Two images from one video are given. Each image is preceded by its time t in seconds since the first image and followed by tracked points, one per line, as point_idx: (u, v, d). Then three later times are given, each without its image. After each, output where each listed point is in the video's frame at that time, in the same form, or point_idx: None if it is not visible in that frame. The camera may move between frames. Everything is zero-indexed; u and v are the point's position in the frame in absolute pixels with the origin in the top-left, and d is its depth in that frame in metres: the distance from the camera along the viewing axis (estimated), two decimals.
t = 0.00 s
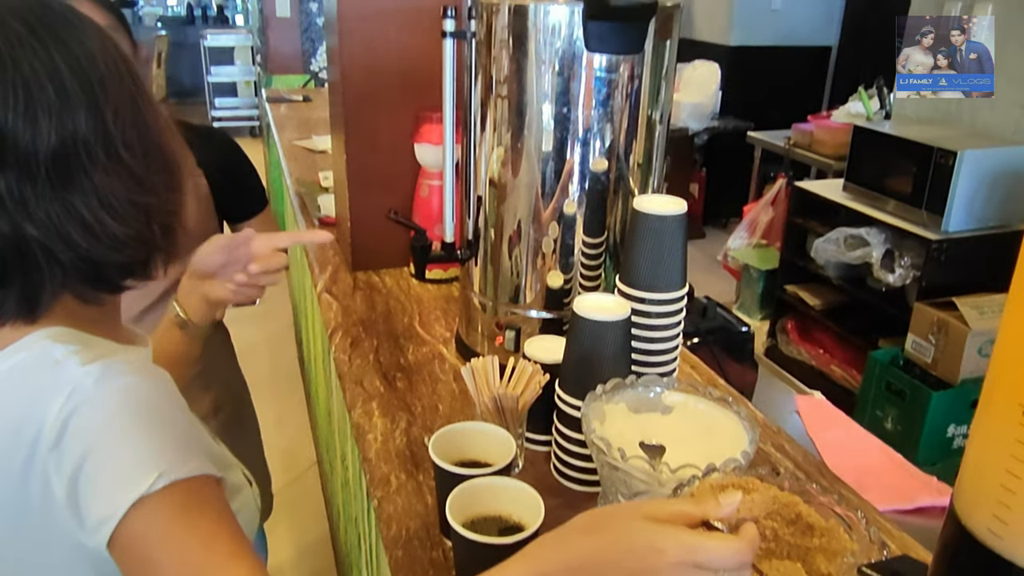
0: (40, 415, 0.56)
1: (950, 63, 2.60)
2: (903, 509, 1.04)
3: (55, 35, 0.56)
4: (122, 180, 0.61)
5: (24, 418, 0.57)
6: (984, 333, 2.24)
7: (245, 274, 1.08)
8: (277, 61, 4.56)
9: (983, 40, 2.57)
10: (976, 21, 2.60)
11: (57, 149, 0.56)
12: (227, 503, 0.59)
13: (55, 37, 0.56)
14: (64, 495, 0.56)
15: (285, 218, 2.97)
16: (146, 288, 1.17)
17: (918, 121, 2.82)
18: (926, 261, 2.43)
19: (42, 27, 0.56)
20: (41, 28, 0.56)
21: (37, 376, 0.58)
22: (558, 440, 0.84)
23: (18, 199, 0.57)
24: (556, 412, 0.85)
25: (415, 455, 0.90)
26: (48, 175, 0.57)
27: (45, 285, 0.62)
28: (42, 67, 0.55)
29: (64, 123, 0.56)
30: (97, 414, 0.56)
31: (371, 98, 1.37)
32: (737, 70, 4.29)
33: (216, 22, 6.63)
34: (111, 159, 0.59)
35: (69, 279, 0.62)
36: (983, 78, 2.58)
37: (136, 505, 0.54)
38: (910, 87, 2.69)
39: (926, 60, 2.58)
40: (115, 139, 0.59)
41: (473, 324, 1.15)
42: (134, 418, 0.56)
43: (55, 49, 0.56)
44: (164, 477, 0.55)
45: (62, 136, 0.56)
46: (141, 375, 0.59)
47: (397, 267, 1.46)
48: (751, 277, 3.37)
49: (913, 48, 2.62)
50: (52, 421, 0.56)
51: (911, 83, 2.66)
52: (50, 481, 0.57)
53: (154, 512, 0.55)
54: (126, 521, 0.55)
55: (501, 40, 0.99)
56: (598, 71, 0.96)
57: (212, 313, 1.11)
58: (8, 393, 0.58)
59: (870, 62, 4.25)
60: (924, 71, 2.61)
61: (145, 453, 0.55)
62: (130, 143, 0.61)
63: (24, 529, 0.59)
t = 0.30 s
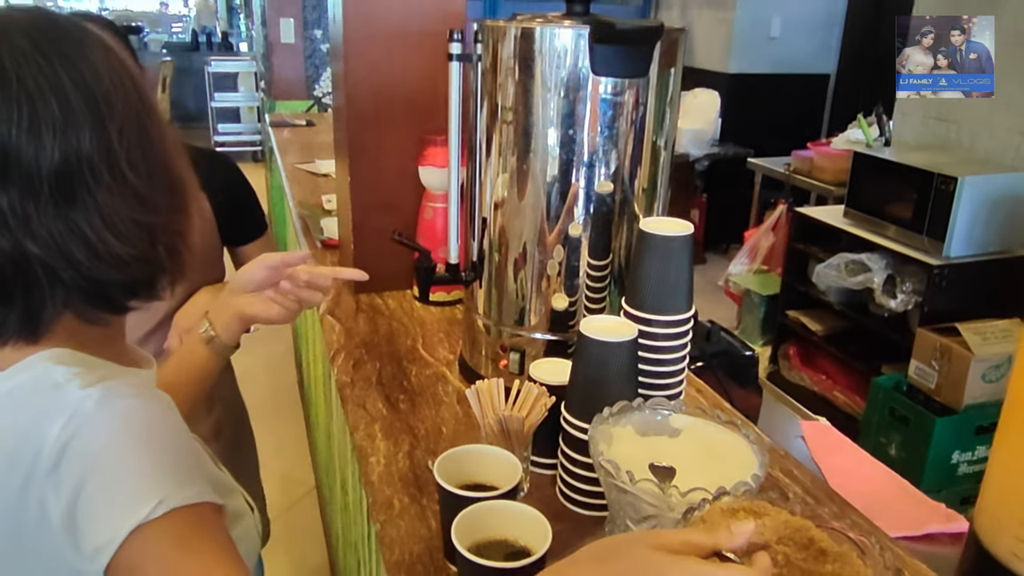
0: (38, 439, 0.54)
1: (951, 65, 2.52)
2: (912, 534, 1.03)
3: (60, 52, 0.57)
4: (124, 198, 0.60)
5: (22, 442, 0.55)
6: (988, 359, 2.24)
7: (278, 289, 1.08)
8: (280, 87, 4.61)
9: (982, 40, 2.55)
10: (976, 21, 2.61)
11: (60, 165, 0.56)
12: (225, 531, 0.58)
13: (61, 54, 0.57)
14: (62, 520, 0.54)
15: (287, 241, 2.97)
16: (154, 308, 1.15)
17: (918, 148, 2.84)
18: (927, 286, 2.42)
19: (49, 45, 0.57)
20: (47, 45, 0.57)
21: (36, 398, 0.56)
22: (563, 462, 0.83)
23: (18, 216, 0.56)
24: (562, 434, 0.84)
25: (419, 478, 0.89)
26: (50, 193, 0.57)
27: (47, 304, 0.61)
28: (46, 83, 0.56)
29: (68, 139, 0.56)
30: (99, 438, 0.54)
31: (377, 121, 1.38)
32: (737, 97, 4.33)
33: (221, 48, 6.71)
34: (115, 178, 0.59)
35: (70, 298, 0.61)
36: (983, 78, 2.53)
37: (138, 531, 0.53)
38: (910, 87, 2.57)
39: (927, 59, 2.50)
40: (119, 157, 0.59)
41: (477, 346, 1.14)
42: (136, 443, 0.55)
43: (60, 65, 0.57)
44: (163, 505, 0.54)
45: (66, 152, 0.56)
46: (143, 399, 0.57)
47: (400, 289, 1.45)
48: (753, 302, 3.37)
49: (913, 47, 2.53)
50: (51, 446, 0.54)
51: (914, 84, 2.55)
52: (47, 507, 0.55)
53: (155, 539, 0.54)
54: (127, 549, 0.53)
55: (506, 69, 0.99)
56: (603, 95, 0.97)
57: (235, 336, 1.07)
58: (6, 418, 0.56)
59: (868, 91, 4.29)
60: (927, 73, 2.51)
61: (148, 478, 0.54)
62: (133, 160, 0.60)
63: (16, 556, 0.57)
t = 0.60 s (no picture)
0: (42, 436, 0.54)
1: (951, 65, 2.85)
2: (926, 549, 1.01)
3: (74, 55, 0.57)
4: (130, 198, 0.60)
5: (26, 439, 0.54)
6: (991, 380, 2.22)
7: (285, 300, 1.09)
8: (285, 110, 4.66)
9: (982, 40, 2.70)
10: (976, 22, 2.71)
11: (67, 165, 0.56)
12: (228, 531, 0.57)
13: (75, 58, 0.57)
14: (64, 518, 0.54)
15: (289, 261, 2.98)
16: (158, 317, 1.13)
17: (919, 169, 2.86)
18: (930, 306, 2.42)
19: (61, 47, 0.58)
20: (59, 46, 0.57)
21: (39, 395, 0.55)
22: (569, 471, 0.82)
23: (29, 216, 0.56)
24: (567, 443, 0.83)
25: (422, 487, 0.88)
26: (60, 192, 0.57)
27: (52, 302, 0.61)
28: (58, 84, 0.56)
29: (77, 140, 0.56)
30: (103, 435, 0.53)
31: (382, 136, 1.38)
32: (737, 121, 4.36)
33: (225, 72, 6.78)
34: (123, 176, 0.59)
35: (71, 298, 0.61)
36: (981, 78, 2.72)
37: (140, 529, 0.52)
38: (912, 87, 2.99)
39: (927, 60, 2.95)
40: (126, 159, 0.59)
41: (481, 359, 1.13)
42: (138, 441, 0.54)
43: (73, 67, 0.57)
44: (165, 504, 0.53)
45: (74, 152, 0.56)
46: (148, 398, 0.57)
47: (404, 304, 1.46)
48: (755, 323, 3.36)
49: (916, 47, 2.97)
50: (55, 443, 0.54)
51: (914, 85, 2.96)
52: (50, 506, 0.54)
53: (158, 538, 0.53)
54: (130, 546, 0.52)
55: (510, 91, 1.00)
56: (608, 107, 0.98)
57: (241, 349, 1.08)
58: (11, 415, 0.55)
59: (868, 115, 4.33)
60: (926, 72, 2.95)
61: (150, 476, 0.53)
62: (140, 162, 0.60)
63: (19, 554, 0.56)
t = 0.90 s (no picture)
0: (25, 430, 0.52)
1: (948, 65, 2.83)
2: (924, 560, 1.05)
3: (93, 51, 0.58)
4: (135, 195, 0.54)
5: (12, 435, 0.53)
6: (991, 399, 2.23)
7: (279, 333, 1.07)
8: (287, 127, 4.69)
9: (982, 40, 2.71)
10: (976, 22, 2.73)
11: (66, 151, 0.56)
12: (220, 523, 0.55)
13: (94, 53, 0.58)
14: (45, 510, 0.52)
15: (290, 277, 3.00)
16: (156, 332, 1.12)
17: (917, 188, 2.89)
18: (930, 325, 2.43)
19: (91, 41, 0.54)
20: (90, 38, 0.54)
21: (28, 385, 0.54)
22: (576, 478, 0.82)
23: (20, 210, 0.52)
24: (575, 450, 0.84)
25: (430, 494, 0.89)
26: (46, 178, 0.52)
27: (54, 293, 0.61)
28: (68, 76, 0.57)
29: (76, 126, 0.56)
30: (81, 429, 0.51)
31: (389, 148, 1.40)
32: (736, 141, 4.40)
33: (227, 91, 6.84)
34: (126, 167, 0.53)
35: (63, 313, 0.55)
36: (981, 78, 2.71)
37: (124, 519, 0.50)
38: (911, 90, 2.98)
39: (927, 61, 2.97)
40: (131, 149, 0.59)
41: (487, 369, 1.14)
42: (115, 433, 0.52)
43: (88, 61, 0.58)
44: (145, 495, 0.50)
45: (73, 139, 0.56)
46: (134, 394, 0.54)
47: (408, 316, 1.46)
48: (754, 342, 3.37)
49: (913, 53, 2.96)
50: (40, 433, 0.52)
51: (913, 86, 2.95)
52: (35, 503, 0.52)
53: (145, 528, 0.50)
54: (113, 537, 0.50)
55: (518, 115, 1.03)
56: (615, 119, 0.99)
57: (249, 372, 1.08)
58: None
59: (865, 136, 4.38)
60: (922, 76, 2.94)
61: (135, 464, 0.51)
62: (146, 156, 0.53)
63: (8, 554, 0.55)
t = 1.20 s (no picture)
0: (30, 418, 0.58)
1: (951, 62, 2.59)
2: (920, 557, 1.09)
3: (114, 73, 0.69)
4: (85, 194, 0.63)
5: (21, 422, 0.59)
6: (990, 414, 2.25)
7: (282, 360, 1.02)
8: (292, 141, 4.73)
9: (982, 40, 2.62)
10: (977, 22, 2.68)
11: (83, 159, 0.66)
12: (210, 506, 0.58)
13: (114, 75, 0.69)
14: (36, 491, 0.57)
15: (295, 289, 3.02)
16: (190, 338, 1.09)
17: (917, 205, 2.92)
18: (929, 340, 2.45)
19: (91, 66, 0.64)
20: (94, 63, 0.64)
21: (37, 376, 0.61)
22: (583, 482, 0.85)
23: (25, 196, 0.66)
24: (582, 455, 0.86)
25: (440, 498, 0.91)
26: (35, 174, 0.65)
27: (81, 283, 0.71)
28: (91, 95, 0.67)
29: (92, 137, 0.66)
30: (73, 421, 0.56)
31: (398, 161, 1.43)
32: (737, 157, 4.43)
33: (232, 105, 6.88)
34: (82, 169, 0.63)
35: (50, 291, 0.67)
36: (982, 79, 2.60)
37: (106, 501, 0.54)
38: (911, 88, 2.59)
39: (927, 60, 2.55)
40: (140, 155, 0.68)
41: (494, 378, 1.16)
42: (103, 425, 0.57)
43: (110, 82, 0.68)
44: (124, 483, 0.54)
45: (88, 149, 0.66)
46: (125, 390, 0.60)
47: (415, 326, 1.49)
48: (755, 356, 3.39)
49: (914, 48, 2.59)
50: (36, 419, 0.58)
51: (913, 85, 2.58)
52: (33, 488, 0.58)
53: (125, 510, 0.54)
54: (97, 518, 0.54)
55: (527, 130, 1.06)
56: (620, 135, 1.03)
57: (285, 395, 1.05)
58: (16, 404, 0.60)
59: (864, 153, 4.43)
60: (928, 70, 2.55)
61: (117, 450, 0.56)
62: (99, 163, 0.63)
63: (14, 526, 0.62)
